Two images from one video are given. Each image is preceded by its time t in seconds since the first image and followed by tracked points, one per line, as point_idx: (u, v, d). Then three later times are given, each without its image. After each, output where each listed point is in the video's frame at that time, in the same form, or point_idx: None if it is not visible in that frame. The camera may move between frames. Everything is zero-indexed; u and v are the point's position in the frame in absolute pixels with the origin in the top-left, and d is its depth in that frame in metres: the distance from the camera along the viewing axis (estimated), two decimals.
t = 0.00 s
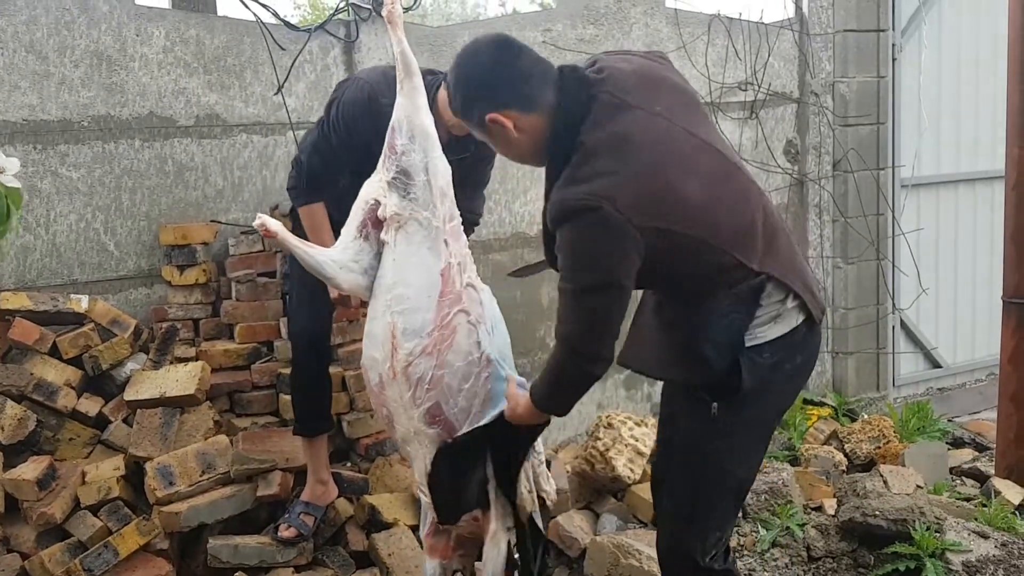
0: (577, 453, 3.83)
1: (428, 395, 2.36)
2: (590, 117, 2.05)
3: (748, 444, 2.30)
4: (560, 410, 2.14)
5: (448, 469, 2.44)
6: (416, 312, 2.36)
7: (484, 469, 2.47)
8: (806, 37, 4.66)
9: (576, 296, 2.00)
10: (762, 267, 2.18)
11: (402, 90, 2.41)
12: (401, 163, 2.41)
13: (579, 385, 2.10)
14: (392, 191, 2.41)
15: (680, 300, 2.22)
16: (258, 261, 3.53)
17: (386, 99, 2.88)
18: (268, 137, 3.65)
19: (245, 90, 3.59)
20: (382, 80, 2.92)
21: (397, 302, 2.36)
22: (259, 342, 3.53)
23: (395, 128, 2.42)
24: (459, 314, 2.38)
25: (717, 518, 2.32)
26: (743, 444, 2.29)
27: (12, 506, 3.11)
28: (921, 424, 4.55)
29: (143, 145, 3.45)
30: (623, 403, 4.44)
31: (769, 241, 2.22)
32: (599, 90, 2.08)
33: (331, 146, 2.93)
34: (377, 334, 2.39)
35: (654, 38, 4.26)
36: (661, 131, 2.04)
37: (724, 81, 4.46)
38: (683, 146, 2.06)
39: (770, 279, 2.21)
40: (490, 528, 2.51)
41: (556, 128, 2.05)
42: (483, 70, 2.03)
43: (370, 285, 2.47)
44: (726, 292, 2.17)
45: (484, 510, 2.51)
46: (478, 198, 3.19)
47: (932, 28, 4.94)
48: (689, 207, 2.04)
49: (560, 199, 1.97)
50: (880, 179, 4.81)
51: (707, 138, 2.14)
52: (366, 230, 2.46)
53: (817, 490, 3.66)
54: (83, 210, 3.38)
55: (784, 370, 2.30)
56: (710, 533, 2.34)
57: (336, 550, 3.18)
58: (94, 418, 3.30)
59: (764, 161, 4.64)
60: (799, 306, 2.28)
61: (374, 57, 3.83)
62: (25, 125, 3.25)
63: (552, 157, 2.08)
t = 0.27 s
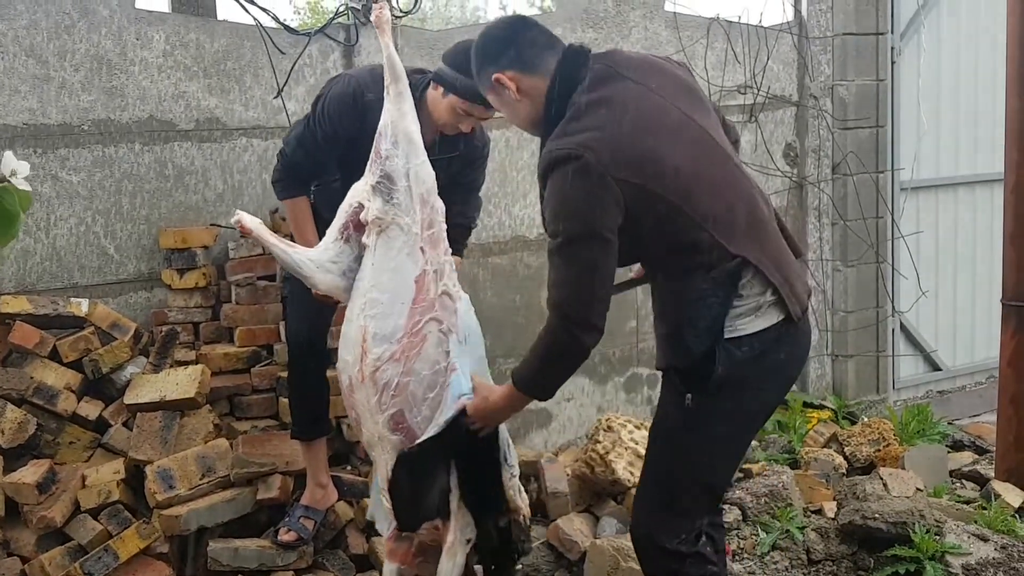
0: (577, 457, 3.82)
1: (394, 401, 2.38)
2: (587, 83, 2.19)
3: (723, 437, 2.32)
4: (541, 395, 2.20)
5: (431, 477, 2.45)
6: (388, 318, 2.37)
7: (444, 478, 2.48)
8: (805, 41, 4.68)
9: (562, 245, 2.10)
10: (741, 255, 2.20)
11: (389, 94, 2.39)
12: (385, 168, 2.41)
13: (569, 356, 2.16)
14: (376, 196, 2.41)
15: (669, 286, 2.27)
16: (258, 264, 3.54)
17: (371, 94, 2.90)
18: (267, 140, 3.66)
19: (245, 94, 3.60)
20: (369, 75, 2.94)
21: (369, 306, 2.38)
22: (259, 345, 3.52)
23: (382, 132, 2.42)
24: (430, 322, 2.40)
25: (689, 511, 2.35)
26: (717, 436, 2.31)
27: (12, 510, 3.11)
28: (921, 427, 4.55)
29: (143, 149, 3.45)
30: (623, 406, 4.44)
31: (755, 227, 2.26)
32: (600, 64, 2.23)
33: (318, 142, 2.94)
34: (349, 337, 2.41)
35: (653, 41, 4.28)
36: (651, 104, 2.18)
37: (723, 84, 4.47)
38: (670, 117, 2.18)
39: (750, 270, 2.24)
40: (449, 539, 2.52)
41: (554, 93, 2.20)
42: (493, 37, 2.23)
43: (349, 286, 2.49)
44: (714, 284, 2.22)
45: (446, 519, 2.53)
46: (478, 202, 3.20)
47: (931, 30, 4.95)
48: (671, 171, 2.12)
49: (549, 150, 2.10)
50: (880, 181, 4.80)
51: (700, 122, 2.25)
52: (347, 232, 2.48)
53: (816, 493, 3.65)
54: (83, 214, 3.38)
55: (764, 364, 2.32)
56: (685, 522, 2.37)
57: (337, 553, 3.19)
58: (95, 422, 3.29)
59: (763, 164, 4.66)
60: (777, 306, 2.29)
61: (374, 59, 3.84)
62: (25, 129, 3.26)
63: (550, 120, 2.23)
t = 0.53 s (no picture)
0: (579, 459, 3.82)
1: (354, 407, 2.20)
2: (589, 81, 2.23)
3: (722, 441, 2.35)
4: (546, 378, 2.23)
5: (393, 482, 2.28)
6: (357, 322, 2.22)
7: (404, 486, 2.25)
8: (806, 43, 4.68)
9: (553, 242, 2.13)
10: (732, 258, 2.23)
11: (373, 94, 2.33)
12: (364, 169, 2.32)
13: (565, 350, 2.20)
14: (353, 199, 2.31)
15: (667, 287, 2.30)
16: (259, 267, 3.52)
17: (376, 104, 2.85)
18: (269, 143, 3.66)
19: (246, 97, 3.60)
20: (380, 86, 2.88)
21: (338, 308, 2.24)
22: (261, 348, 3.51)
23: (363, 134, 2.34)
24: (398, 329, 2.22)
25: (692, 510, 2.40)
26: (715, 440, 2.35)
27: (14, 512, 3.12)
28: (923, 429, 4.54)
29: (145, 152, 3.46)
30: (624, 409, 4.44)
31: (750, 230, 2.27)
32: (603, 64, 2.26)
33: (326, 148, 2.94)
34: (316, 339, 2.26)
35: (654, 44, 4.29)
36: (647, 106, 2.21)
37: (723, 87, 4.48)
38: (666, 120, 2.21)
39: (741, 273, 2.25)
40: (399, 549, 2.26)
41: (558, 88, 2.25)
42: (506, 31, 2.29)
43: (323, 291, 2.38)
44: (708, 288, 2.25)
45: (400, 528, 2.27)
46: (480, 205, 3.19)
47: (932, 33, 4.95)
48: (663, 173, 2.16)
49: (544, 148, 2.14)
50: (881, 184, 4.82)
51: (699, 124, 2.27)
52: (323, 234, 2.38)
53: (818, 495, 3.66)
54: (85, 217, 3.39)
55: (759, 366, 2.33)
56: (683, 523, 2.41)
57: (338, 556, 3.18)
58: (96, 424, 3.30)
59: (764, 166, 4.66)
60: (768, 311, 2.29)
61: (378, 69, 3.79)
62: (27, 132, 3.27)
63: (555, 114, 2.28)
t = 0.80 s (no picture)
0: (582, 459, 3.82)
1: (325, 407, 2.30)
2: (595, 104, 2.29)
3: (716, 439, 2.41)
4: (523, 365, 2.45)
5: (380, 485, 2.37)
6: (331, 322, 2.32)
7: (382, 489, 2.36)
8: (809, 43, 4.68)
9: (552, 265, 2.27)
10: (730, 281, 2.30)
11: (354, 99, 2.44)
12: (344, 172, 2.43)
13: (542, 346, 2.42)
14: (331, 200, 2.41)
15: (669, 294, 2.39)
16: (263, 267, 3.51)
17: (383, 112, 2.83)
18: (272, 144, 3.66)
19: (249, 98, 3.60)
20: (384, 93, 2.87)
21: (313, 309, 2.33)
22: (264, 348, 3.51)
23: (343, 137, 2.45)
24: (371, 331, 2.35)
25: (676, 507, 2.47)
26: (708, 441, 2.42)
27: (18, 512, 3.12)
28: (926, 429, 4.54)
29: (148, 152, 3.46)
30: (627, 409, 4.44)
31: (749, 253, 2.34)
32: (611, 87, 2.32)
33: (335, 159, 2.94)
34: (289, 339, 2.34)
35: (657, 44, 4.29)
36: (650, 134, 2.26)
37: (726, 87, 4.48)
38: (668, 148, 2.26)
39: (740, 295, 2.32)
40: (366, 554, 2.35)
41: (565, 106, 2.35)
42: (514, 48, 2.36)
43: (295, 290, 2.46)
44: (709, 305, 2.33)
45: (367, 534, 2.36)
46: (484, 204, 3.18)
47: (935, 33, 4.95)
48: (661, 204, 2.24)
49: (546, 177, 2.25)
50: (884, 184, 4.82)
51: (701, 145, 2.31)
52: (299, 234, 2.47)
53: (822, 495, 3.65)
54: (88, 218, 3.40)
55: (760, 374, 2.40)
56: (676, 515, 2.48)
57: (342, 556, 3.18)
58: (99, 424, 3.30)
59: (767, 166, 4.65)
60: (763, 329, 2.37)
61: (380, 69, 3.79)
62: (30, 133, 3.28)
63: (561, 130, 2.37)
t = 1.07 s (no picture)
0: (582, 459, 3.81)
1: (310, 404, 2.32)
2: (597, 121, 2.35)
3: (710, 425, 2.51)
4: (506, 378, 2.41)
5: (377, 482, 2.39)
6: (321, 320, 2.34)
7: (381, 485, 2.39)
8: (810, 42, 4.67)
9: (554, 278, 2.28)
10: (726, 286, 2.40)
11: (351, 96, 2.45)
12: (339, 169, 2.43)
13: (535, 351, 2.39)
14: (327, 198, 2.43)
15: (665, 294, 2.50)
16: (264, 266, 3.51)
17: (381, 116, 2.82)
18: (273, 142, 3.66)
19: (250, 96, 3.60)
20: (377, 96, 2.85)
21: (304, 306, 2.36)
22: (264, 348, 3.50)
23: (340, 134, 2.46)
24: (361, 330, 2.35)
25: (671, 490, 2.52)
26: (702, 424, 2.50)
27: (19, 511, 3.12)
28: (927, 428, 4.53)
29: (149, 151, 3.46)
30: (628, 408, 4.44)
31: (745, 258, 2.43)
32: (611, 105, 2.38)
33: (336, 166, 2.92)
34: (282, 335, 2.38)
35: (658, 42, 4.28)
36: (650, 151, 2.33)
37: (727, 86, 4.48)
38: (668, 164, 2.34)
39: (738, 297, 2.42)
40: (348, 553, 2.38)
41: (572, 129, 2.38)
42: (518, 69, 2.35)
43: (291, 287, 2.48)
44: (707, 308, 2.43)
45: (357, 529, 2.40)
46: (486, 203, 3.17)
47: (936, 32, 4.94)
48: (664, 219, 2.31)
49: (553, 194, 2.28)
50: (885, 182, 4.82)
51: (695, 159, 2.40)
52: (296, 231, 2.48)
53: (823, 494, 3.64)
54: (89, 216, 3.40)
55: (755, 365, 2.52)
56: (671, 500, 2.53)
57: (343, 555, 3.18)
58: (100, 423, 3.30)
59: (768, 165, 4.65)
60: (757, 326, 2.47)
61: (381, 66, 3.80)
62: (31, 132, 3.28)
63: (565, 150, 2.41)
